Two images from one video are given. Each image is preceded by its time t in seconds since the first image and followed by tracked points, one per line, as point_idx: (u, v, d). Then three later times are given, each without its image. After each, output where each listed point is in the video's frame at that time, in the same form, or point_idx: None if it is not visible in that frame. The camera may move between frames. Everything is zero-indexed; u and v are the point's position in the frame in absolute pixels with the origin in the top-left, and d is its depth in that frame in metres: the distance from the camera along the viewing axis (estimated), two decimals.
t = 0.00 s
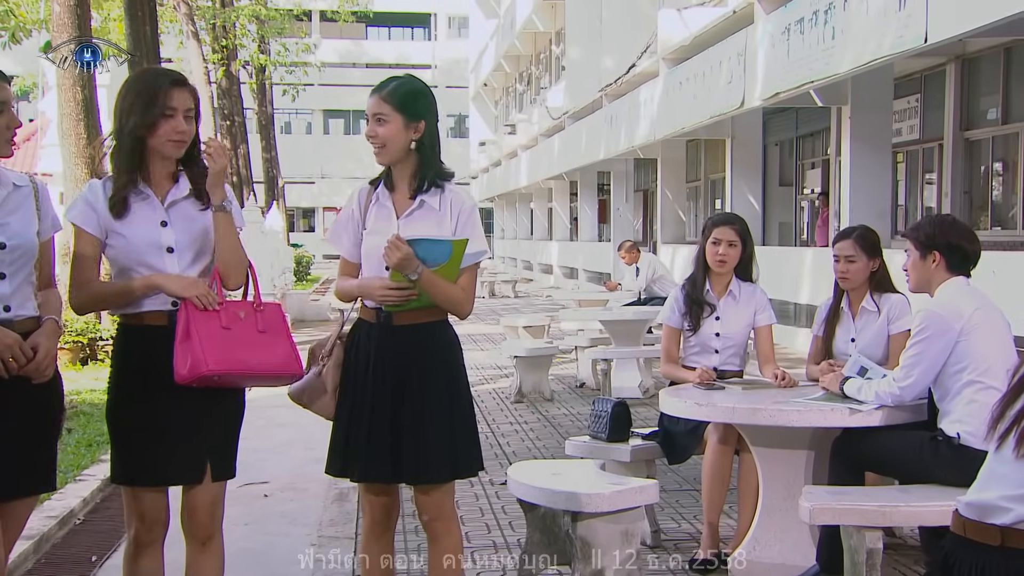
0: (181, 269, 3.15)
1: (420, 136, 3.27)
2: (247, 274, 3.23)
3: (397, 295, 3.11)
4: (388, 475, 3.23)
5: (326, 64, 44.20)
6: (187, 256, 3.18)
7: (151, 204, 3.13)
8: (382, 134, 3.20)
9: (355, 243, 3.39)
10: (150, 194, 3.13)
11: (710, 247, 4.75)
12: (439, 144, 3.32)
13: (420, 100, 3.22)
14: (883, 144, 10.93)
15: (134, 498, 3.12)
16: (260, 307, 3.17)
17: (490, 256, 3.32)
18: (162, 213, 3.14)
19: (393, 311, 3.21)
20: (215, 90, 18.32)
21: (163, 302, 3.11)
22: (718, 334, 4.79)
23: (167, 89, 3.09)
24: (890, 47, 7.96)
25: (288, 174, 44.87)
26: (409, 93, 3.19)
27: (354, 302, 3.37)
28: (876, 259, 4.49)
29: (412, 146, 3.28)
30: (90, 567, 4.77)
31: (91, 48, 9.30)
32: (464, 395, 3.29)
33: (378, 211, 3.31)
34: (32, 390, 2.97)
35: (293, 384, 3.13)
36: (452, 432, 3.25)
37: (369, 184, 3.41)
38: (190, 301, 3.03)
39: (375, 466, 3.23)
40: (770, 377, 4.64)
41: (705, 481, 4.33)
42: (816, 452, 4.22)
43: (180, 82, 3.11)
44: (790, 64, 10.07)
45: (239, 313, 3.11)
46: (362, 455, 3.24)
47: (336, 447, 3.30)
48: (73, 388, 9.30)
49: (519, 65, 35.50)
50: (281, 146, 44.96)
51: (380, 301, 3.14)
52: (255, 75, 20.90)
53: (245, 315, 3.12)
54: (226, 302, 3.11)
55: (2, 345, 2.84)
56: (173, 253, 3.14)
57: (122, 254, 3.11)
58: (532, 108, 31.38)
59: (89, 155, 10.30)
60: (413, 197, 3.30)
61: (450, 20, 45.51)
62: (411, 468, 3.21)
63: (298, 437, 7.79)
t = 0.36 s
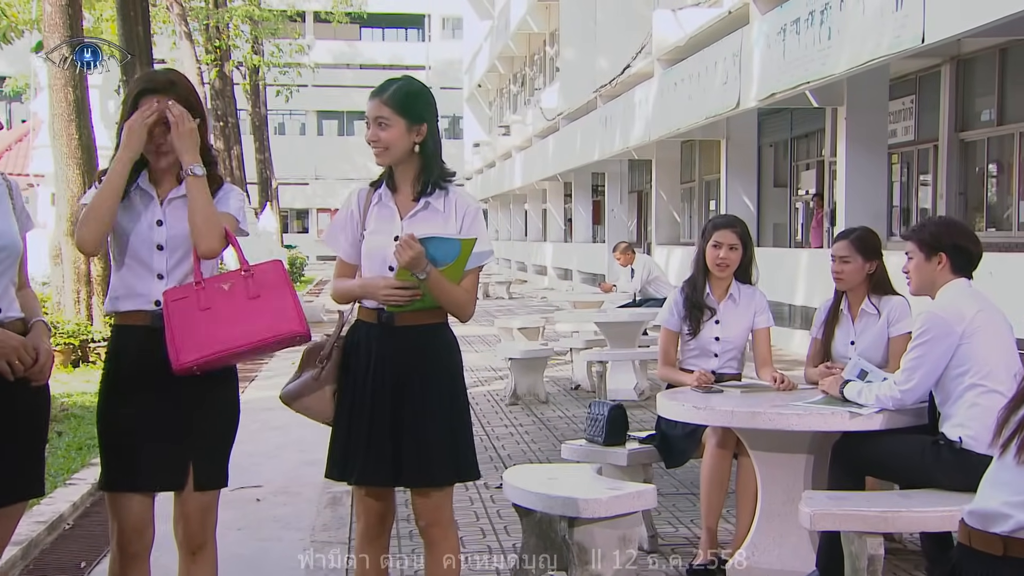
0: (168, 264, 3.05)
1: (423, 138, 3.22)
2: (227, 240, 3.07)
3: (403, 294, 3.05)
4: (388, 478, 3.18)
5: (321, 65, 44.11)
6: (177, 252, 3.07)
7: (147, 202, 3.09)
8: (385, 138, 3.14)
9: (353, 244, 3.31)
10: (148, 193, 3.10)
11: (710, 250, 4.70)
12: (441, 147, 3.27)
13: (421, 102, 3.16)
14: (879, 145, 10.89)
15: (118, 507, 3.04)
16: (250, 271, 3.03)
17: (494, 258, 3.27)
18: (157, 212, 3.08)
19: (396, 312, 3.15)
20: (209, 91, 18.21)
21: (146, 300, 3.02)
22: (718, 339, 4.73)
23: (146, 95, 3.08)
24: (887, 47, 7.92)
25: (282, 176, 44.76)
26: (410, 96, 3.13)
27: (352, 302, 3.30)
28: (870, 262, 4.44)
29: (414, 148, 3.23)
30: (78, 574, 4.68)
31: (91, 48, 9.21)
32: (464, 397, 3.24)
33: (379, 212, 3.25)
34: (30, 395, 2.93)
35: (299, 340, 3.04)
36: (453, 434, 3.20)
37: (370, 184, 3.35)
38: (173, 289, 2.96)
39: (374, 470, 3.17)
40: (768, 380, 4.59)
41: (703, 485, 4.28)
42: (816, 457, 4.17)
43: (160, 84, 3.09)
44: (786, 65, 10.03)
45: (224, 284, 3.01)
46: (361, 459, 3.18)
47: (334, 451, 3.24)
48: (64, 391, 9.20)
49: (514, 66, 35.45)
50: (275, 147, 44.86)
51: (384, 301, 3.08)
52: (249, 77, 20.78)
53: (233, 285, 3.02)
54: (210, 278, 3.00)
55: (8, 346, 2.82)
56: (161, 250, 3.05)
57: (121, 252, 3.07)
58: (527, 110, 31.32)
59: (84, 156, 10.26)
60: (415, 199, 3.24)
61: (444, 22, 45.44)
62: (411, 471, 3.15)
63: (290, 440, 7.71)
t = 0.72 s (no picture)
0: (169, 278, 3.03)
1: (430, 148, 3.22)
2: (220, 267, 3.01)
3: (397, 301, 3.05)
4: (385, 485, 3.17)
5: (321, 74, 44.18)
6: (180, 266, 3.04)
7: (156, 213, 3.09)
8: (393, 149, 3.13)
9: (360, 250, 3.32)
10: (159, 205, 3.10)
11: (711, 256, 4.68)
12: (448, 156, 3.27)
13: (427, 112, 3.16)
14: (876, 154, 10.92)
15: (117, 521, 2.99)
16: (231, 306, 2.94)
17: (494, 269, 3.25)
18: (165, 224, 3.07)
19: (392, 320, 3.15)
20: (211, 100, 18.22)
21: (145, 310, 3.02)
22: (720, 346, 4.73)
23: (151, 108, 3.07)
24: (884, 56, 7.94)
25: (282, 184, 44.80)
26: (416, 104, 3.13)
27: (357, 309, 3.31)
28: (871, 268, 4.43)
29: (421, 158, 3.23)
30: None
31: (92, 48, 9.11)
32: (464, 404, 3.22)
33: (384, 218, 3.26)
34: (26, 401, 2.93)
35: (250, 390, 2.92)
36: (448, 443, 3.17)
37: (377, 190, 3.35)
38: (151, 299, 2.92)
39: (371, 476, 3.17)
40: (769, 388, 4.59)
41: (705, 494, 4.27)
42: (818, 466, 4.17)
43: (166, 96, 3.06)
44: (784, 74, 10.05)
45: (201, 311, 2.93)
46: (358, 465, 3.18)
47: (334, 456, 3.25)
48: (66, 398, 9.19)
49: (513, 75, 35.50)
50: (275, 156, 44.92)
51: (378, 307, 3.09)
52: (251, 86, 20.79)
53: (210, 313, 2.94)
54: (188, 301, 2.93)
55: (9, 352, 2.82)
56: (164, 263, 3.03)
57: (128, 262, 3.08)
58: (526, 118, 31.35)
59: (85, 164, 10.25)
60: (418, 206, 3.24)
61: (443, 32, 45.51)
62: (407, 478, 3.15)
63: (290, 447, 7.70)
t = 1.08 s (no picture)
0: (166, 280, 2.99)
1: (433, 147, 3.19)
2: (215, 268, 2.96)
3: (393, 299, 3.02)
4: (380, 489, 3.14)
5: (320, 75, 44.13)
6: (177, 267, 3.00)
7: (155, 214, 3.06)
8: (394, 149, 3.11)
9: (362, 250, 3.30)
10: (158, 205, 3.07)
11: (714, 257, 4.66)
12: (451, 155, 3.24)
13: (429, 111, 3.13)
14: (875, 154, 10.92)
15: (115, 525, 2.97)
16: (227, 308, 2.89)
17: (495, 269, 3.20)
18: (164, 225, 3.04)
19: (391, 320, 3.12)
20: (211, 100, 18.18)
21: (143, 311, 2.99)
22: (721, 346, 4.71)
23: (148, 106, 3.05)
24: (883, 56, 7.92)
25: (281, 184, 44.77)
26: (418, 102, 3.10)
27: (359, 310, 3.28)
28: (876, 267, 4.42)
29: (423, 157, 3.20)
30: None
31: (92, 48, 9.02)
32: (463, 407, 3.19)
33: (387, 217, 3.24)
34: (21, 402, 2.90)
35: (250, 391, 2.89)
36: (445, 448, 3.13)
37: (380, 189, 3.33)
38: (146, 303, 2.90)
39: (368, 480, 3.13)
40: (770, 388, 4.56)
41: (705, 495, 4.25)
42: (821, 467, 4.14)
43: (163, 94, 3.04)
44: (783, 73, 10.03)
45: (197, 313, 2.89)
46: (355, 468, 3.15)
47: (331, 458, 3.22)
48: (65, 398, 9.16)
49: (511, 76, 35.45)
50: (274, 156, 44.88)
51: (376, 307, 3.06)
52: (251, 86, 20.75)
53: (206, 316, 2.89)
54: (182, 303, 2.89)
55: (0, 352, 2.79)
56: (162, 265, 3.00)
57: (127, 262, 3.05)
58: (524, 119, 31.32)
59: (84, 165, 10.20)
60: (420, 205, 3.21)
61: (442, 33, 45.46)
62: (403, 481, 3.12)
63: (288, 447, 7.67)
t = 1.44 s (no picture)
0: (163, 281, 2.97)
1: (434, 144, 3.18)
2: (214, 269, 2.94)
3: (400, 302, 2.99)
4: (383, 494, 3.12)
5: (320, 76, 44.09)
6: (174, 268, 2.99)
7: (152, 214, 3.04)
8: (395, 145, 3.09)
9: (362, 251, 3.27)
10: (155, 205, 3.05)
11: (715, 258, 4.64)
12: (451, 153, 3.22)
13: (432, 108, 3.11)
14: (874, 154, 10.90)
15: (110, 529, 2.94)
16: (228, 311, 2.87)
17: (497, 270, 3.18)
18: (162, 224, 3.03)
19: (393, 323, 3.10)
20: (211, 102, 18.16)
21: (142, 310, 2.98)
22: (723, 347, 4.69)
23: (145, 104, 3.03)
24: (884, 56, 7.90)
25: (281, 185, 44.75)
26: (420, 99, 3.08)
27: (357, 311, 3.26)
28: (879, 267, 4.41)
29: (424, 155, 3.18)
30: None
31: (91, 48, 8.97)
32: (465, 411, 3.17)
33: (387, 217, 3.21)
34: (20, 404, 2.88)
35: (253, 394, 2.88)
36: (448, 452, 3.12)
37: (380, 189, 3.31)
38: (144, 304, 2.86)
39: (370, 485, 3.10)
40: (773, 390, 4.54)
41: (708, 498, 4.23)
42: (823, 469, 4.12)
43: (157, 92, 3.01)
44: (783, 74, 10.02)
45: (197, 316, 2.86)
46: (357, 472, 3.12)
47: (331, 464, 3.19)
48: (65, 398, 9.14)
49: (510, 77, 35.41)
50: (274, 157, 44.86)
51: (379, 309, 3.03)
52: (251, 88, 20.72)
53: (208, 319, 2.87)
54: (182, 306, 2.86)
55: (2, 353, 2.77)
56: (160, 265, 2.98)
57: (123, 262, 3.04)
58: (524, 120, 31.30)
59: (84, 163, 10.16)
60: (422, 205, 3.19)
61: (441, 34, 45.42)
62: (406, 485, 3.10)
63: (287, 448, 7.65)
